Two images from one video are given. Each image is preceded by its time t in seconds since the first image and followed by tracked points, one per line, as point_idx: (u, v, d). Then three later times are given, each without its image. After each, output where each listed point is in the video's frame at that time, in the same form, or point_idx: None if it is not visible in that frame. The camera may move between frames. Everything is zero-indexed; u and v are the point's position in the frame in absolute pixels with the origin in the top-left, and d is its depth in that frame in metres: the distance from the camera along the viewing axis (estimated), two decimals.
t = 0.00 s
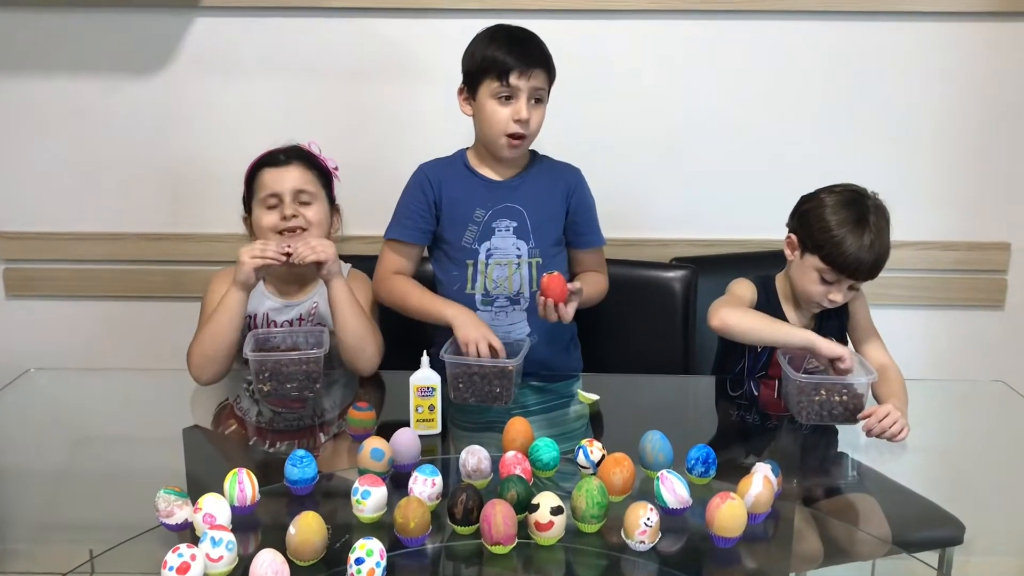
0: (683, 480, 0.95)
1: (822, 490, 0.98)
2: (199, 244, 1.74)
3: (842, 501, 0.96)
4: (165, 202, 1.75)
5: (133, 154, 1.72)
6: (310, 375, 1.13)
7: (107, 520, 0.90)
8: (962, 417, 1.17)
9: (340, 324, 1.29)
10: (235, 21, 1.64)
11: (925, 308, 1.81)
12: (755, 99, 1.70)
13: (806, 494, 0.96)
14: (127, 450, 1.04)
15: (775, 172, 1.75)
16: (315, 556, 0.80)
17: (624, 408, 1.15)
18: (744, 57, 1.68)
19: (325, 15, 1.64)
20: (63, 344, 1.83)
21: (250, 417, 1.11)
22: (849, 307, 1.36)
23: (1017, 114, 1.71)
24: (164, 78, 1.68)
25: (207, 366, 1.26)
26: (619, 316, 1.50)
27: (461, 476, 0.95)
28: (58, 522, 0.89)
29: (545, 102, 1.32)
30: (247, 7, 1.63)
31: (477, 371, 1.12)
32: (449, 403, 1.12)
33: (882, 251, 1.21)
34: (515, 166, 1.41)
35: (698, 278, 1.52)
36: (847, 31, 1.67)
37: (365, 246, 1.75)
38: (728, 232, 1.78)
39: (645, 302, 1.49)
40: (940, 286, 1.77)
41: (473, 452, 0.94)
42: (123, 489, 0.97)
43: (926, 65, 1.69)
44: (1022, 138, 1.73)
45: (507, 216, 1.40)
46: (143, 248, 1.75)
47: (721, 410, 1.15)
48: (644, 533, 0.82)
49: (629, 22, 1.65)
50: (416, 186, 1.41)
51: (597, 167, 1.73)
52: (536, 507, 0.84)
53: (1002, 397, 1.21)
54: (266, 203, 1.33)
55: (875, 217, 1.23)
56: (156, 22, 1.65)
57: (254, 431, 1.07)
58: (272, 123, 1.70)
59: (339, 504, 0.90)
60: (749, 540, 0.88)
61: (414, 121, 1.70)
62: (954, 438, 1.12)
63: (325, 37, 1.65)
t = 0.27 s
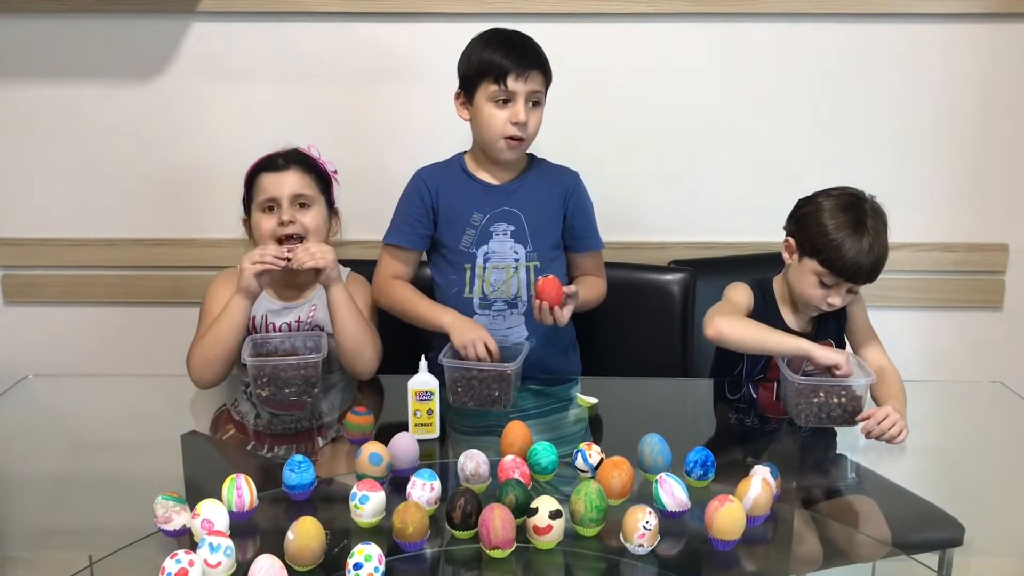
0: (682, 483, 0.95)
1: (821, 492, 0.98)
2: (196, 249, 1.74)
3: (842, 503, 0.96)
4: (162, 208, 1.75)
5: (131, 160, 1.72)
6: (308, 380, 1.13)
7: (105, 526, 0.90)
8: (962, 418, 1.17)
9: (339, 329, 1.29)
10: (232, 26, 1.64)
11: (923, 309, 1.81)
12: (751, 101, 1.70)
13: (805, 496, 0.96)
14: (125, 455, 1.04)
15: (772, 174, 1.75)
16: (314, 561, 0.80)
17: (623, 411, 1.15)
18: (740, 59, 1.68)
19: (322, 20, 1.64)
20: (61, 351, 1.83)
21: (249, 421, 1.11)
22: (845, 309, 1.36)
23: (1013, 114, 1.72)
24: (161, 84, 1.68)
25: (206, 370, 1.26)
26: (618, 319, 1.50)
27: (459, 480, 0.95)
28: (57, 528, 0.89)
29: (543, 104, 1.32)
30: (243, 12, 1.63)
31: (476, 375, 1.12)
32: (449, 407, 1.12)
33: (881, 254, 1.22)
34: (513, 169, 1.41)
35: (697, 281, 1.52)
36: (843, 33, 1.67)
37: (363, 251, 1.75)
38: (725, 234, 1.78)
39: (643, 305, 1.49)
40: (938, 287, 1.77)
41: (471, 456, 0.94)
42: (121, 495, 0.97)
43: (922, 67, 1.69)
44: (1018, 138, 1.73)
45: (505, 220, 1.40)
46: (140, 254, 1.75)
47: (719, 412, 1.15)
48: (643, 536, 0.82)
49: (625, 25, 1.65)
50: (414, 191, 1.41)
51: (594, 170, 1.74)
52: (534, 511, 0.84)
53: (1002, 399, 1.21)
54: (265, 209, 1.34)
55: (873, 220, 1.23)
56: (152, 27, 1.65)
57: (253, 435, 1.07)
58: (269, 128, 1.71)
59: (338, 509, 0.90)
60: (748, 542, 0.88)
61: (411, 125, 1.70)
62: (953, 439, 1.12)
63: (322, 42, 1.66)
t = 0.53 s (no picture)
0: (681, 484, 0.95)
1: (821, 492, 0.98)
2: (195, 253, 1.74)
3: (842, 503, 0.96)
4: (162, 211, 1.75)
5: (130, 163, 1.72)
6: (307, 382, 1.14)
7: (104, 528, 0.90)
8: (961, 418, 1.17)
9: (338, 332, 1.29)
10: (230, 29, 1.65)
11: (922, 310, 1.81)
12: (749, 102, 1.71)
13: (805, 496, 0.96)
14: (125, 459, 1.04)
15: (771, 175, 1.75)
16: (314, 563, 0.80)
17: (623, 412, 1.15)
18: (738, 60, 1.68)
19: (321, 23, 1.65)
20: (60, 354, 1.83)
21: (249, 424, 1.11)
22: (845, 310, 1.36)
23: (1011, 114, 1.72)
24: (160, 87, 1.68)
25: (207, 372, 1.26)
26: (617, 320, 1.50)
27: (459, 482, 0.95)
28: (56, 531, 0.89)
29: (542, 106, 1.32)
30: (242, 15, 1.63)
31: (475, 378, 1.12)
32: (448, 409, 1.12)
33: (879, 254, 1.22)
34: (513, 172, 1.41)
35: (696, 282, 1.52)
36: (841, 34, 1.67)
37: (362, 253, 1.75)
38: (724, 236, 1.78)
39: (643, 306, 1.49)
40: (937, 287, 1.78)
41: (471, 458, 0.94)
42: (120, 498, 0.97)
43: (920, 67, 1.69)
44: (1015, 138, 1.73)
45: (504, 222, 1.40)
46: (139, 257, 1.75)
47: (719, 413, 1.15)
48: (643, 537, 0.82)
49: (624, 27, 1.65)
50: (413, 195, 1.41)
51: (593, 171, 1.74)
52: (534, 512, 0.84)
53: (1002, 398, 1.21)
54: (267, 209, 1.33)
55: (870, 220, 1.24)
56: (151, 31, 1.65)
57: (253, 439, 1.07)
58: (268, 131, 1.71)
59: (337, 511, 0.90)
60: (748, 543, 0.88)
61: (410, 128, 1.70)
62: (953, 439, 1.12)
63: (321, 45, 1.66)
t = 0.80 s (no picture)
0: (683, 484, 0.95)
1: (823, 492, 0.98)
2: (196, 254, 1.74)
3: (843, 503, 0.96)
4: (162, 213, 1.75)
5: (130, 165, 1.72)
6: (308, 383, 1.13)
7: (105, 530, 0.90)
8: (963, 417, 1.17)
9: (338, 333, 1.29)
10: (230, 30, 1.64)
11: (922, 310, 1.81)
12: (749, 102, 1.71)
13: (807, 497, 0.96)
14: (125, 460, 1.04)
15: (771, 175, 1.75)
16: (314, 565, 0.80)
17: (624, 412, 1.15)
18: (738, 61, 1.68)
19: (320, 24, 1.64)
20: (60, 356, 1.83)
21: (249, 425, 1.11)
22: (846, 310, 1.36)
23: (1010, 114, 1.72)
24: (160, 88, 1.68)
25: (209, 374, 1.27)
26: (618, 321, 1.50)
27: (460, 483, 0.95)
28: (57, 533, 0.89)
29: (540, 114, 1.31)
30: (242, 17, 1.63)
31: (476, 378, 1.12)
32: (448, 410, 1.12)
33: (881, 254, 1.22)
34: (514, 174, 1.41)
35: (696, 283, 1.52)
36: (842, 34, 1.67)
37: (362, 255, 1.75)
38: (724, 236, 1.78)
39: (643, 307, 1.49)
40: (937, 287, 1.78)
41: (471, 459, 0.94)
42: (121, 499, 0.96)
43: (920, 67, 1.69)
44: (1015, 138, 1.73)
45: (506, 221, 1.40)
46: (139, 259, 1.75)
47: (720, 413, 1.15)
48: (644, 538, 0.82)
49: (624, 28, 1.65)
50: (417, 192, 1.41)
51: (593, 172, 1.74)
52: (535, 513, 0.83)
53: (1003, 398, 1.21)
54: (273, 210, 1.33)
55: (872, 218, 1.24)
56: (151, 32, 1.65)
57: (253, 440, 1.07)
58: (268, 133, 1.71)
59: (338, 512, 0.90)
60: (750, 544, 0.87)
61: (410, 129, 1.70)
62: (954, 439, 1.12)
63: (322, 46, 1.66)
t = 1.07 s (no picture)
0: (682, 486, 0.95)
1: (822, 493, 0.98)
2: (195, 256, 1.74)
3: (842, 505, 0.96)
4: (161, 215, 1.75)
5: (129, 167, 1.72)
6: (307, 385, 1.14)
7: (104, 532, 0.90)
8: (962, 419, 1.17)
9: (337, 336, 1.30)
10: (229, 33, 1.65)
11: (921, 311, 1.81)
12: (748, 104, 1.71)
13: (806, 498, 0.96)
14: (124, 462, 1.04)
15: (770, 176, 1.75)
16: (313, 567, 0.80)
17: (623, 414, 1.15)
18: (737, 62, 1.68)
19: (320, 26, 1.65)
20: (59, 358, 1.83)
21: (248, 427, 1.10)
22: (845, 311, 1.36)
23: (1009, 115, 1.72)
24: (160, 91, 1.68)
25: (207, 377, 1.26)
26: (616, 323, 1.50)
27: (458, 485, 0.94)
28: (55, 535, 0.89)
29: (538, 122, 1.31)
30: (241, 19, 1.63)
31: (475, 381, 1.12)
32: (446, 411, 1.12)
33: (882, 258, 1.22)
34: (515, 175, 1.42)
35: (695, 284, 1.52)
36: (841, 35, 1.67)
37: (361, 257, 1.75)
38: (723, 238, 1.78)
39: (642, 309, 1.49)
40: (936, 288, 1.78)
41: (470, 461, 0.94)
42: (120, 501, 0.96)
43: (918, 68, 1.70)
44: (1014, 139, 1.73)
45: (505, 222, 1.40)
46: (138, 262, 1.74)
47: (720, 414, 1.15)
48: (643, 540, 0.82)
49: (624, 29, 1.65)
50: (417, 193, 1.42)
51: (592, 174, 1.74)
52: (534, 515, 0.83)
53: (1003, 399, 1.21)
54: (272, 216, 1.33)
55: (873, 220, 1.24)
56: (150, 34, 1.65)
57: (252, 442, 1.07)
58: (267, 134, 1.71)
59: (337, 514, 0.90)
60: (748, 545, 0.87)
61: (409, 131, 1.70)
62: (953, 441, 1.12)
63: (321, 48, 1.66)
